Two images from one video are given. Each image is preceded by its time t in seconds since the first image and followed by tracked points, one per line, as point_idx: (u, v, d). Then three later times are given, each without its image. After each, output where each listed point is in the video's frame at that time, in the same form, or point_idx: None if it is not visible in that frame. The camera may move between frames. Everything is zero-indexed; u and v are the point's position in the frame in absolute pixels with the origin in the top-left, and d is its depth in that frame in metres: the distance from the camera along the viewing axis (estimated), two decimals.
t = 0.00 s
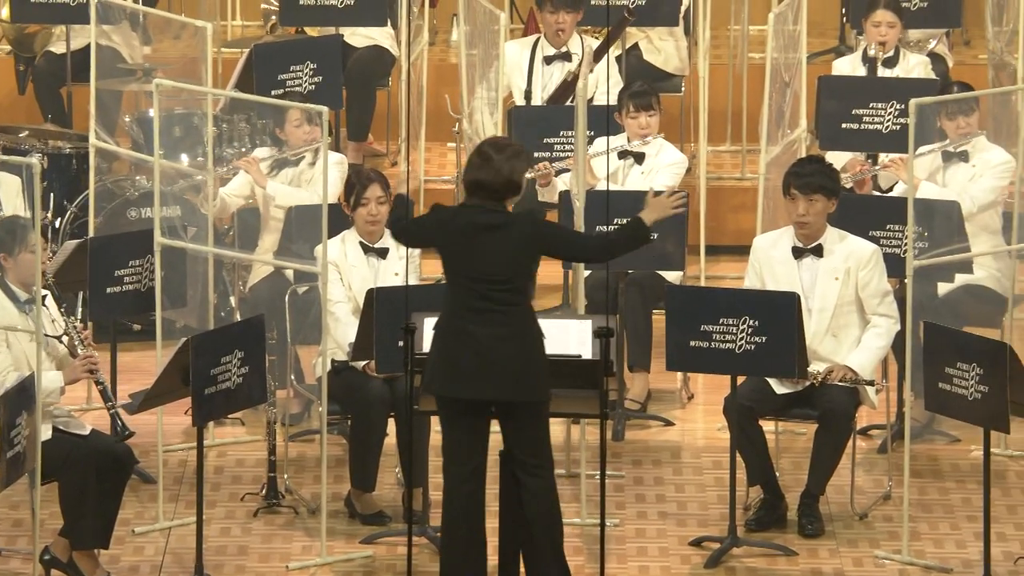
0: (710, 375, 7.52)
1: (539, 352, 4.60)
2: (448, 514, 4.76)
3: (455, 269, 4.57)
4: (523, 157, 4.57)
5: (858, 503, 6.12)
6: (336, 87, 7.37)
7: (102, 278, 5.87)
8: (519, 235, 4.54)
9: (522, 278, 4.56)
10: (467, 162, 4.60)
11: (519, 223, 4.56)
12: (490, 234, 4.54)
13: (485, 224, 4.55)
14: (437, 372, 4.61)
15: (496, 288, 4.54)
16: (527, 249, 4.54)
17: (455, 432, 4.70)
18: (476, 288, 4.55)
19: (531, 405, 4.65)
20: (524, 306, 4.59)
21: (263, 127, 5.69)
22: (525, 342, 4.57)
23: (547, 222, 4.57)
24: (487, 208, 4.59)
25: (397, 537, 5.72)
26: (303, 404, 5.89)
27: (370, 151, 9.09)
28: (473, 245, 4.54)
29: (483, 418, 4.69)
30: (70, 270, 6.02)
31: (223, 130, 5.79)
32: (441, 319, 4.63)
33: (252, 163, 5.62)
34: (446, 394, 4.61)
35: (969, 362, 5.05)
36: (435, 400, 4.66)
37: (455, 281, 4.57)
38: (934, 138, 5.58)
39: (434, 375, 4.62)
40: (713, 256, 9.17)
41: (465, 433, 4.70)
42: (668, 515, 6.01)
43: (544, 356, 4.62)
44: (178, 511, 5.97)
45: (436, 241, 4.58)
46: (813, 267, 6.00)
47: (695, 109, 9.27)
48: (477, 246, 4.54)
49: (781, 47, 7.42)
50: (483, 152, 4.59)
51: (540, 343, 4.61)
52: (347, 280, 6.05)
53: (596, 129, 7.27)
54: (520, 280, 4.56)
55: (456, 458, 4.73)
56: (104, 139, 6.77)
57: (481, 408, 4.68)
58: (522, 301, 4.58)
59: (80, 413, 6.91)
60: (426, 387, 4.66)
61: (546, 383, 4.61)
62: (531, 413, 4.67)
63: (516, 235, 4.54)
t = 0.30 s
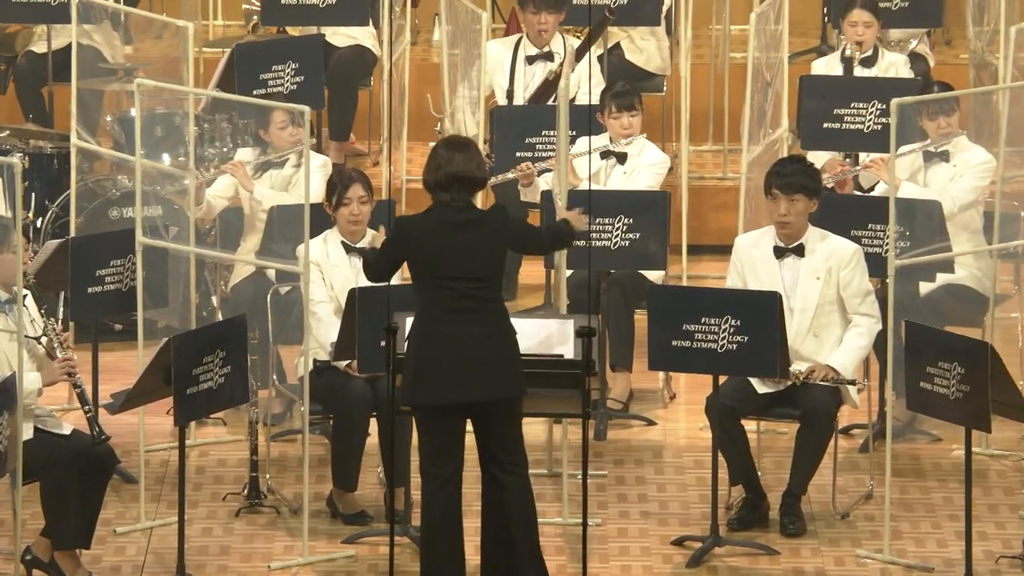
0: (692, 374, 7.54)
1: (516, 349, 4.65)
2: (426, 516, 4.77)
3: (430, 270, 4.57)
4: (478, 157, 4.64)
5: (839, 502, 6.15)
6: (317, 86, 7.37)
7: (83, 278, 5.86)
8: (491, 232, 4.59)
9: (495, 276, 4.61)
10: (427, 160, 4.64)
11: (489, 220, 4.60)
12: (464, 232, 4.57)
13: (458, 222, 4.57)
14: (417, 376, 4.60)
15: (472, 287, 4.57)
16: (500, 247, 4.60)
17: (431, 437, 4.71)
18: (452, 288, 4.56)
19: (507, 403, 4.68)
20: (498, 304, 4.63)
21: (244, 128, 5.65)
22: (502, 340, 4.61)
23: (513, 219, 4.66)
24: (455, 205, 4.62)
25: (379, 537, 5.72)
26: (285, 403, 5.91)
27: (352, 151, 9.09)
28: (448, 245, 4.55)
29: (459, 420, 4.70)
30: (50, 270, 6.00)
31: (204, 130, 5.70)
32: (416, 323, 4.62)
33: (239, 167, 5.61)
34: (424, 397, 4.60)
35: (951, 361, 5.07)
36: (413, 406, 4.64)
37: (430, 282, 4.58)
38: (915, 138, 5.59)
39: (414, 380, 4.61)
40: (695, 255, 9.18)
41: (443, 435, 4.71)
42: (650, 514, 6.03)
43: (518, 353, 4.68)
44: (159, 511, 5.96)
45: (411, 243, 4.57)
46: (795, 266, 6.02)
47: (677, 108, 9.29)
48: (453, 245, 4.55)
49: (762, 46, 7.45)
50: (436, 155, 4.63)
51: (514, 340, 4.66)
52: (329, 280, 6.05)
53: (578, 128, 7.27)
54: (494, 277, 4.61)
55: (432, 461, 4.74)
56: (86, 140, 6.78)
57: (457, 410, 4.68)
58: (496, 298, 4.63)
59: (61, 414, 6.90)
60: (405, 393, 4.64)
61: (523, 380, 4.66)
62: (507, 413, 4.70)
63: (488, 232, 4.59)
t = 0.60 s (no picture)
0: (672, 374, 7.56)
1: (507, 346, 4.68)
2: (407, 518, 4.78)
3: (423, 267, 4.59)
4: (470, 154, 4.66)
5: (820, 501, 6.17)
6: (298, 85, 7.36)
7: (62, 278, 5.85)
8: (481, 229, 4.64)
9: (486, 272, 4.65)
10: (420, 159, 4.67)
11: (480, 217, 4.65)
12: (456, 229, 4.61)
13: (451, 218, 4.61)
14: (409, 375, 4.60)
15: (463, 283, 4.61)
16: (490, 244, 4.65)
17: (411, 435, 4.73)
18: (445, 285, 4.59)
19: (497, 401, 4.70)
20: (487, 302, 4.66)
21: (225, 126, 5.74)
22: (493, 337, 4.65)
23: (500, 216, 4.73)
24: (448, 202, 4.64)
25: (360, 536, 5.73)
26: (266, 403, 5.89)
27: (332, 151, 9.09)
28: (441, 241, 4.59)
29: (445, 418, 4.72)
30: (31, 270, 5.98)
31: (184, 129, 5.80)
32: (407, 321, 4.63)
33: (221, 161, 5.65)
34: (415, 395, 4.60)
35: (930, 360, 5.10)
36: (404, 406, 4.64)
37: (422, 280, 4.60)
38: (895, 138, 5.63)
39: (405, 379, 4.61)
40: (675, 255, 9.20)
41: (422, 434, 4.72)
42: (631, 513, 6.05)
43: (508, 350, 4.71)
44: (139, 511, 5.96)
45: (404, 240, 4.59)
46: (775, 266, 6.03)
47: (657, 108, 9.31)
48: (445, 242, 4.59)
49: (743, 46, 7.48)
50: (429, 154, 4.66)
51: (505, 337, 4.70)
52: (309, 280, 6.05)
53: (558, 127, 7.29)
54: (484, 273, 4.65)
55: (412, 463, 4.75)
56: (65, 139, 6.74)
57: (446, 408, 4.70)
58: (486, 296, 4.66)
59: (41, 414, 6.89)
60: (396, 393, 4.63)
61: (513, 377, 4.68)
62: (494, 410, 4.73)
63: (478, 228, 4.64)
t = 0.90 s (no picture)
0: (650, 374, 7.57)
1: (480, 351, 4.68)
2: (383, 519, 4.80)
3: (396, 269, 4.60)
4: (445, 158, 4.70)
5: (797, 501, 6.19)
6: (276, 86, 7.39)
7: (41, 278, 5.84)
8: (456, 233, 4.65)
9: (460, 276, 4.65)
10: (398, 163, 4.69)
11: (456, 221, 4.67)
12: (429, 231, 4.62)
13: (427, 222, 4.63)
14: (378, 377, 4.61)
15: (439, 285, 4.61)
16: (466, 246, 4.66)
17: (383, 436, 4.73)
18: (417, 288, 4.59)
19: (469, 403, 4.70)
20: (461, 305, 4.67)
21: (203, 126, 5.67)
22: (465, 341, 4.64)
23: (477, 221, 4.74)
24: (425, 206, 4.65)
25: (338, 536, 5.73)
26: (244, 404, 5.96)
27: (310, 151, 9.09)
28: (416, 243, 4.60)
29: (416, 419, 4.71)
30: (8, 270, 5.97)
31: (162, 129, 5.76)
32: (378, 322, 4.63)
33: (205, 172, 5.62)
34: (386, 397, 4.61)
35: (908, 360, 5.12)
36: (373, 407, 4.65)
37: (397, 280, 4.60)
38: (873, 138, 5.61)
39: (375, 380, 4.62)
40: (653, 255, 9.22)
41: (395, 436, 4.73)
42: (609, 513, 6.06)
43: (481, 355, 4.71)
44: (117, 511, 5.95)
45: (378, 241, 4.60)
46: (753, 266, 6.06)
47: (635, 108, 9.33)
48: (419, 245, 4.60)
49: (721, 46, 7.50)
50: (404, 160, 4.69)
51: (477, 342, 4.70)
52: (287, 280, 6.04)
53: (537, 127, 7.33)
54: (458, 277, 4.66)
55: (387, 465, 4.76)
56: (43, 139, 6.64)
57: (416, 411, 4.70)
58: (459, 300, 4.67)
59: (19, 415, 6.88)
60: (365, 394, 4.65)
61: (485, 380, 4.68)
62: (466, 412, 4.72)
63: (454, 231, 4.65)
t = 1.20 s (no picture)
0: (628, 374, 7.59)
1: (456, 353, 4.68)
2: (361, 518, 4.82)
3: (368, 271, 4.62)
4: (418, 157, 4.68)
5: (775, 501, 6.22)
6: (254, 86, 7.36)
7: (18, 278, 5.83)
8: (431, 235, 4.64)
9: (434, 279, 4.64)
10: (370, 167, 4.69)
11: (430, 223, 4.65)
12: (401, 234, 4.62)
13: (400, 224, 4.63)
14: (350, 377, 4.65)
15: (411, 288, 4.62)
16: (441, 248, 4.65)
17: (358, 435, 4.76)
18: (389, 290, 4.61)
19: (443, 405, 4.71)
20: (437, 307, 4.67)
21: (182, 126, 5.69)
22: (439, 344, 4.64)
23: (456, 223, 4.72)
24: (399, 208, 4.66)
25: (316, 536, 5.73)
26: (221, 403, 5.90)
27: (288, 151, 9.10)
28: (388, 245, 4.61)
29: (391, 420, 4.74)
30: None
31: (140, 130, 5.77)
32: (352, 323, 4.67)
33: (190, 178, 5.62)
34: (357, 398, 4.65)
35: (886, 360, 5.15)
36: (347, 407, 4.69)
37: (370, 284, 4.62)
38: (849, 139, 5.65)
39: (347, 381, 4.66)
40: (631, 255, 9.24)
41: (371, 436, 4.75)
42: (587, 513, 6.08)
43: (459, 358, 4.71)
44: (95, 512, 5.94)
45: (351, 242, 4.63)
46: (732, 266, 6.07)
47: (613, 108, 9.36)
48: (391, 247, 4.60)
49: (698, 46, 7.53)
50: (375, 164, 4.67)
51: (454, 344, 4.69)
52: (265, 280, 6.06)
53: (515, 127, 7.35)
54: (433, 280, 4.65)
55: (367, 463, 4.77)
56: (20, 139, 6.68)
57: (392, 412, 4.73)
58: (434, 302, 4.66)
59: None
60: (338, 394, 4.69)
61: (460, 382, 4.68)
62: (441, 413, 4.73)
63: (429, 234, 4.64)
